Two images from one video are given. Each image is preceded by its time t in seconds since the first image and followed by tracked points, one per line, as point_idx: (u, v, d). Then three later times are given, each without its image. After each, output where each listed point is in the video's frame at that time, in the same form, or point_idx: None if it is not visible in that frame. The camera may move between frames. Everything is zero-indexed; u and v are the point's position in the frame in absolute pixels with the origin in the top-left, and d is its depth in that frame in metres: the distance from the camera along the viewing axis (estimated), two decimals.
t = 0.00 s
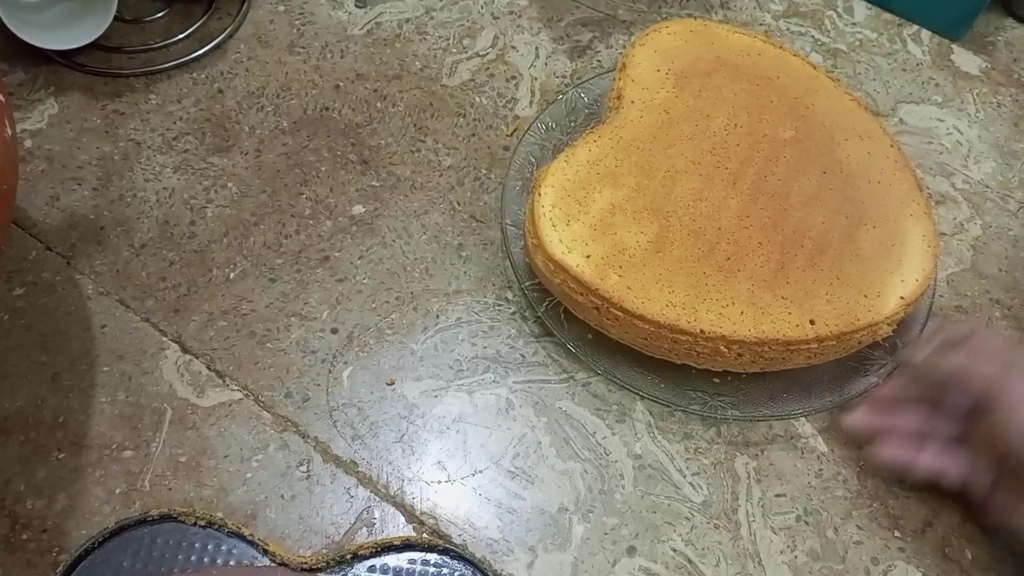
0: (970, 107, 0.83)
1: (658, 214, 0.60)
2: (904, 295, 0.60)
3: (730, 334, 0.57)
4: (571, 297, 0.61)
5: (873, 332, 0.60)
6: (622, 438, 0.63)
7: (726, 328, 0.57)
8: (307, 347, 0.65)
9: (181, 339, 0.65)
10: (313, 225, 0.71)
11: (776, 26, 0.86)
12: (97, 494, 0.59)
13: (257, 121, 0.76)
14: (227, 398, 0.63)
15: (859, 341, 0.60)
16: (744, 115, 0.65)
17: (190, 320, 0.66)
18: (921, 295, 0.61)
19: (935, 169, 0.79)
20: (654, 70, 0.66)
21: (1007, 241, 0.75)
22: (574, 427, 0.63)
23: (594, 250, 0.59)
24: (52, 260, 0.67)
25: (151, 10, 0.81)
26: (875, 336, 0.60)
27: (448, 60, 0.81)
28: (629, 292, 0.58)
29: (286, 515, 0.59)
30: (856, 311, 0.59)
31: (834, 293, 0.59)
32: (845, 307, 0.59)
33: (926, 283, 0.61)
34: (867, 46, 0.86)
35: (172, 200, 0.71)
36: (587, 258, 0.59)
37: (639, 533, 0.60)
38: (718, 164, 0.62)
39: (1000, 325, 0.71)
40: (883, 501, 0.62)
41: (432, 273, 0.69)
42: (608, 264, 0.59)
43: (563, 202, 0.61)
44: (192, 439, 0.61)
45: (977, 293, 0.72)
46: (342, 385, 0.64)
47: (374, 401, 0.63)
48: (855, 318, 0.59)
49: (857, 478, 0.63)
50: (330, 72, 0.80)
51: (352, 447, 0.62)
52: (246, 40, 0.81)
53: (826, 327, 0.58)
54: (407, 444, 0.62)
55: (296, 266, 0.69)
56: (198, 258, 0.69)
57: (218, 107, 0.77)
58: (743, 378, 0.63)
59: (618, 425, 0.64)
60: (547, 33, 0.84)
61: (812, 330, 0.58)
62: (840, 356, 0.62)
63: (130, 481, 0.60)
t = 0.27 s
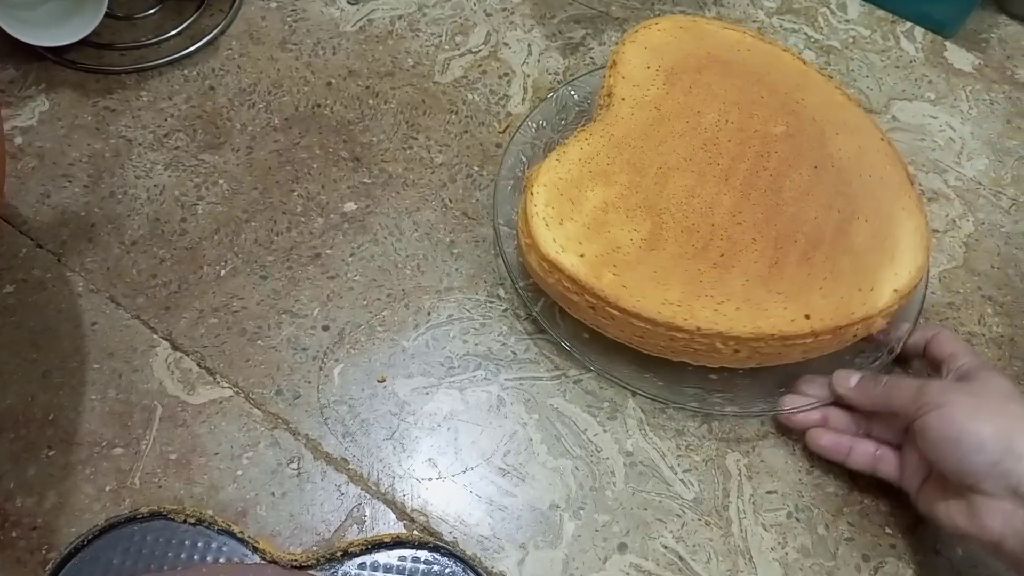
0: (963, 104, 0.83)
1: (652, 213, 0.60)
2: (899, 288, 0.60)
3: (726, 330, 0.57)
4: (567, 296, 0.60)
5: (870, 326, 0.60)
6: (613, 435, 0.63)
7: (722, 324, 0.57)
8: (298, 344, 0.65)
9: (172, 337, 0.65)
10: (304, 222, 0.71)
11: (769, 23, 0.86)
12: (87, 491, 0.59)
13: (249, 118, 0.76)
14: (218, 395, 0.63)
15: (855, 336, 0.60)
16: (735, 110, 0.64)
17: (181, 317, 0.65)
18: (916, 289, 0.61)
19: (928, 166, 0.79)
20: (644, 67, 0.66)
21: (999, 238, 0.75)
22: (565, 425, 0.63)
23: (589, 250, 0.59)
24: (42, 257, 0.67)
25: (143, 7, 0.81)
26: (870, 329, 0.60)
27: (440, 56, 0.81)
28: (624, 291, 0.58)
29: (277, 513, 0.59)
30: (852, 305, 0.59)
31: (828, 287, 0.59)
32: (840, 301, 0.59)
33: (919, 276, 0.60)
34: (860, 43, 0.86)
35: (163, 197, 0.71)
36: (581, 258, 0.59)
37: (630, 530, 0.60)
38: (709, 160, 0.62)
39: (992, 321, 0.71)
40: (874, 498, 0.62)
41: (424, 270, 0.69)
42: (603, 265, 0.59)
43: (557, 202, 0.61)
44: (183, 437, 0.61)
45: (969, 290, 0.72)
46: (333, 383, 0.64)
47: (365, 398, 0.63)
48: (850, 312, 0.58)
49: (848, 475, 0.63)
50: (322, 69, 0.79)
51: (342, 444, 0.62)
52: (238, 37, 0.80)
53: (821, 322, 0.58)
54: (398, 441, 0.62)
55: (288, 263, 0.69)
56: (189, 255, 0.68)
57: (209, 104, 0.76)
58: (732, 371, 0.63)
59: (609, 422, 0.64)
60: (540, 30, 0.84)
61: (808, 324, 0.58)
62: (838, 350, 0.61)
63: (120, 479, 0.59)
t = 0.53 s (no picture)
0: (962, 107, 0.83)
1: (680, 234, 0.59)
2: (922, 251, 0.60)
3: (790, 336, 0.57)
4: (623, 339, 0.59)
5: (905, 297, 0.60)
6: (612, 437, 0.63)
7: (791, 331, 0.57)
8: (297, 346, 0.65)
9: (172, 338, 0.65)
10: (305, 223, 0.71)
11: (769, 26, 0.86)
12: (87, 492, 0.59)
13: (249, 120, 0.76)
14: (218, 397, 0.63)
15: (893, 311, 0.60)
16: (724, 110, 0.63)
17: (181, 318, 0.66)
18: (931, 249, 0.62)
19: (927, 169, 0.79)
20: (618, 86, 0.64)
21: (997, 240, 0.76)
22: (565, 427, 0.63)
23: (633, 288, 0.58)
24: (43, 258, 0.67)
25: (143, 8, 0.81)
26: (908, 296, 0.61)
27: (441, 58, 0.81)
28: (683, 322, 0.57)
29: (276, 514, 0.59)
30: (888, 282, 0.59)
31: (865, 272, 0.59)
32: (877, 281, 0.59)
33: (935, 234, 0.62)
34: (859, 45, 0.86)
35: (164, 198, 0.71)
36: (630, 299, 0.58)
37: (629, 532, 0.60)
38: (716, 168, 0.61)
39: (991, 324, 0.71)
40: (873, 501, 0.62)
41: (423, 272, 0.69)
42: (652, 301, 0.57)
43: (585, 247, 0.59)
44: (182, 438, 0.61)
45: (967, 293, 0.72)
46: (333, 384, 0.64)
47: (365, 399, 0.63)
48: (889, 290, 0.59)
49: (847, 477, 0.63)
50: (323, 71, 0.79)
51: (342, 446, 0.62)
52: (239, 39, 0.80)
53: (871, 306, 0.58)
54: (398, 443, 0.62)
55: (288, 264, 0.69)
56: (189, 256, 0.68)
57: (210, 105, 0.77)
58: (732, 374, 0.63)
59: (608, 424, 0.64)
60: (540, 32, 0.84)
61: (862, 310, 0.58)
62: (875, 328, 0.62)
63: (120, 479, 0.60)
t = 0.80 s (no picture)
0: (960, 106, 0.83)
1: (702, 246, 0.59)
2: (921, 213, 0.62)
3: (837, 326, 0.57)
4: (678, 366, 0.58)
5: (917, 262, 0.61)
6: (610, 436, 0.63)
7: (840, 322, 0.57)
8: (295, 346, 0.65)
9: (170, 338, 0.65)
10: (303, 223, 0.71)
11: (767, 25, 0.87)
12: (85, 492, 0.59)
13: (247, 119, 0.76)
14: (216, 396, 0.63)
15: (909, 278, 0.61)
16: (706, 114, 0.63)
17: (179, 318, 0.66)
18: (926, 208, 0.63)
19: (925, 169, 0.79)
20: (596, 110, 0.63)
21: (995, 240, 0.76)
22: (562, 426, 0.63)
23: (675, 312, 0.57)
24: (41, 258, 0.67)
25: (141, 8, 0.81)
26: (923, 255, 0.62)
27: (439, 58, 0.81)
28: (735, 336, 0.56)
29: (274, 514, 0.59)
30: (901, 252, 0.60)
31: (883, 248, 0.60)
32: (891, 252, 0.60)
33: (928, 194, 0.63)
34: (858, 45, 0.86)
35: (161, 198, 0.71)
36: (677, 326, 0.57)
37: (627, 532, 0.60)
38: (715, 174, 0.61)
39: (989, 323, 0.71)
40: (871, 500, 0.62)
41: (422, 271, 0.69)
42: (698, 323, 0.57)
43: (619, 281, 0.58)
44: (180, 438, 0.61)
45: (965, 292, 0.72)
46: (331, 384, 0.64)
47: (362, 399, 0.63)
48: (905, 260, 0.60)
49: (845, 476, 0.63)
50: (321, 70, 0.79)
51: (340, 445, 0.62)
52: (237, 38, 0.80)
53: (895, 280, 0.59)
54: (396, 442, 0.62)
55: (286, 264, 0.69)
56: (187, 256, 0.68)
57: (208, 105, 0.76)
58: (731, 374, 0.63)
59: (606, 424, 0.64)
60: (538, 31, 0.84)
61: (889, 284, 0.59)
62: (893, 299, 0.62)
63: (118, 480, 0.59)
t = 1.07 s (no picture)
0: (954, 110, 0.83)
1: (711, 255, 0.58)
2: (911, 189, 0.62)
3: (858, 315, 0.57)
4: (710, 380, 0.57)
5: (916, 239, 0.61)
6: (605, 439, 0.63)
7: (860, 310, 0.57)
8: (292, 349, 0.65)
9: (167, 341, 0.65)
10: (299, 227, 0.71)
11: (762, 30, 0.87)
12: (82, 496, 0.59)
13: (244, 123, 0.76)
14: (212, 400, 0.63)
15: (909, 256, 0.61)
16: (689, 120, 0.63)
17: (176, 322, 0.66)
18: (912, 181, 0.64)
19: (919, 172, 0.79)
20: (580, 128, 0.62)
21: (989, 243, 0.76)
22: (559, 430, 0.63)
23: (699, 327, 0.56)
24: (37, 262, 0.67)
25: (138, 12, 0.81)
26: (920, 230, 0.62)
27: (435, 62, 0.82)
28: (764, 342, 0.56)
29: (271, 517, 0.59)
30: (902, 232, 0.60)
31: (884, 232, 0.60)
32: (893, 232, 0.60)
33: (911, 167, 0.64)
34: (852, 49, 0.86)
35: (158, 202, 0.71)
36: (706, 341, 0.56)
37: (623, 535, 0.60)
38: (711, 181, 0.60)
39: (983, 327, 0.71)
40: (866, 503, 0.62)
41: (418, 275, 0.70)
42: (725, 335, 0.56)
43: (638, 304, 0.57)
44: (177, 441, 0.61)
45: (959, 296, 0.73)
46: (327, 387, 0.64)
47: (359, 402, 0.64)
48: (907, 239, 0.60)
49: (840, 479, 0.63)
50: (317, 74, 0.80)
51: (337, 449, 0.62)
52: (234, 42, 0.81)
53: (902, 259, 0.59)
54: (392, 446, 0.62)
55: (283, 268, 0.69)
56: (184, 260, 0.69)
57: (205, 108, 0.77)
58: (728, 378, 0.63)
59: (602, 427, 0.64)
60: (534, 35, 0.84)
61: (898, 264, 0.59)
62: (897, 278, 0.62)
63: (114, 483, 0.59)
